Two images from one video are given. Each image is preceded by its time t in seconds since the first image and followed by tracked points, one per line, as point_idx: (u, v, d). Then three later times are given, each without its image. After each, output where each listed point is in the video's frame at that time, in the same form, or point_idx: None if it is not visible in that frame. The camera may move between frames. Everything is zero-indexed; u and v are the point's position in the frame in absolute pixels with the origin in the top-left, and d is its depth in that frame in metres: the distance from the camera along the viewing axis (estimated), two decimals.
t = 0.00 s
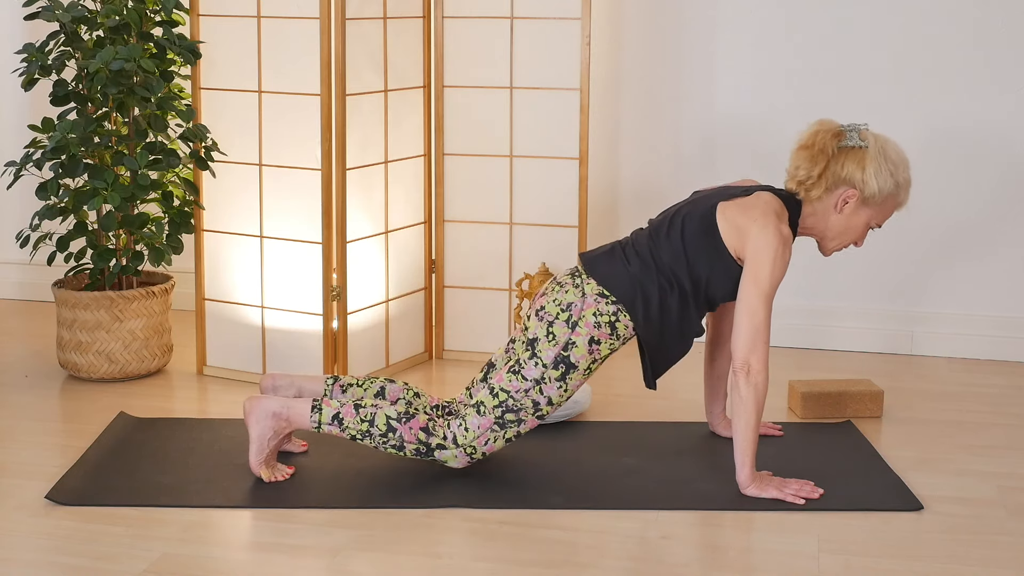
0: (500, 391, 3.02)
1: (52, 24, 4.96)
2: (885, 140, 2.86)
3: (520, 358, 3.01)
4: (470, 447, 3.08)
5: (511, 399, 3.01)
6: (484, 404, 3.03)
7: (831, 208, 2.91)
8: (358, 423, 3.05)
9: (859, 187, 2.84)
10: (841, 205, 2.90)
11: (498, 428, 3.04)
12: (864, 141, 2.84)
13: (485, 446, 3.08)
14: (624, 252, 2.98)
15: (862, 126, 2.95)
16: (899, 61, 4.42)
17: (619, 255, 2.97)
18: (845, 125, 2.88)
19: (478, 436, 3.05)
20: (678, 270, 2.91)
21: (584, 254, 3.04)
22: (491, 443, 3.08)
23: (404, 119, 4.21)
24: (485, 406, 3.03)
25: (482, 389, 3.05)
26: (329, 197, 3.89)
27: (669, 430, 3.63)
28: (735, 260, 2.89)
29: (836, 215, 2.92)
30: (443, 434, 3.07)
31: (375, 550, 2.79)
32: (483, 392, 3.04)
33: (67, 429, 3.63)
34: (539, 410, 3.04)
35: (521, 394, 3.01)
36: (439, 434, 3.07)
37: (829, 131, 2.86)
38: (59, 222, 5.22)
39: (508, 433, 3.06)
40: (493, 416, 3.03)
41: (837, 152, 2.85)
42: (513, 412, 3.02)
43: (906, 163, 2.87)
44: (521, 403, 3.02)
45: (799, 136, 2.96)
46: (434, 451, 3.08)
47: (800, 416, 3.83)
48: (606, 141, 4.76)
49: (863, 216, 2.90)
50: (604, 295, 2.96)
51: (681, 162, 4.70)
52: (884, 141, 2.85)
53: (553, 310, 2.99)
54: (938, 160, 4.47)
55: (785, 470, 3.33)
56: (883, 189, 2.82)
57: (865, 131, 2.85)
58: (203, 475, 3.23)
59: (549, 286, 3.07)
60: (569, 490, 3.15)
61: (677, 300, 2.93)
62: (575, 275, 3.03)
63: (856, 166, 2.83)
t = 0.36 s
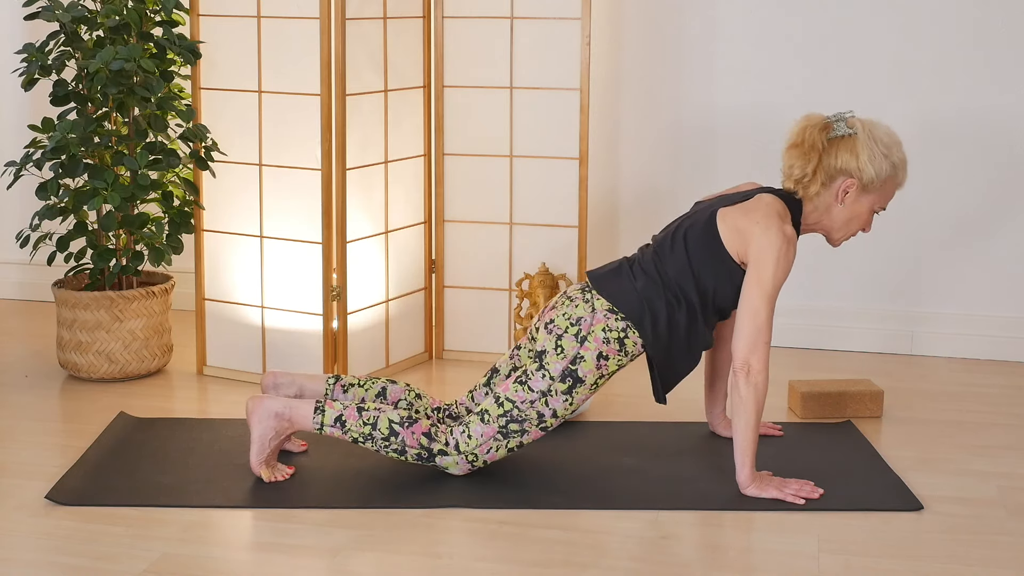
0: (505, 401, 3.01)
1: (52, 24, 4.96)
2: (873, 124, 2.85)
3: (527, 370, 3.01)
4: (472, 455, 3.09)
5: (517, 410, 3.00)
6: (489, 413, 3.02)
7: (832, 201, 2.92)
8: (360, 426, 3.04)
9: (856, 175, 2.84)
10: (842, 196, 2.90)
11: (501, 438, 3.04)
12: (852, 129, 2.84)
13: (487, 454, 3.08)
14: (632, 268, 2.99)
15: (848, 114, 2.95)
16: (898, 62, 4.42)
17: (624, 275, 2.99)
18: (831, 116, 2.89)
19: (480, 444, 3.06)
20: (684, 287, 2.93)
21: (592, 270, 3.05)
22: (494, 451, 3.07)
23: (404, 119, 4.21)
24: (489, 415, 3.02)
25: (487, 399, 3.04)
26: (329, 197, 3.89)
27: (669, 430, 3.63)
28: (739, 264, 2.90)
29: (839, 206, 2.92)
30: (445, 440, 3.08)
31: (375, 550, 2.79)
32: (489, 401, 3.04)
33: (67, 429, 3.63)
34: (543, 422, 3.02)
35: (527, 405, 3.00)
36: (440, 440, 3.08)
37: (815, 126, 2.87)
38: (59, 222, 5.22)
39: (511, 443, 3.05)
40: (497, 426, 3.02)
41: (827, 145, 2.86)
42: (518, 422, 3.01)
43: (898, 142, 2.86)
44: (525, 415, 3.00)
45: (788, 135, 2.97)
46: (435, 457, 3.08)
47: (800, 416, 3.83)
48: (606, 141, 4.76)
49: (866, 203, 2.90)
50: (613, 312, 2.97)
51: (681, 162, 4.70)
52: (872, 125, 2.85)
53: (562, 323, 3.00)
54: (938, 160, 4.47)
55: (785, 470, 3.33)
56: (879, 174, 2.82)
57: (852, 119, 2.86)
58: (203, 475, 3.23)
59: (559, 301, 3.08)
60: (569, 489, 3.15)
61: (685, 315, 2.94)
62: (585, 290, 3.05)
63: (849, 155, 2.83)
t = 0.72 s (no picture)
0: (512, 410, 3.02)
1: (52, 24, 4.96)
2: (853, 114, 2.87)
3: (539, 385, 3.01)
4: (470, 458, 3.09)
5: (522, 422, 3.01)
6: (494, 419, 3.03)
7: (829, 197, 2.92)
8: (359, 427, 3.05)
9: (848, 168, 2.85)
10: (838, 191, 2.90)
11: (503, 446, 3.05)
12: (834, 123, 2.86)
13: (486, 459, 3.09)
14: (648, 298, 3.01)
15: (824, 111, 2.98)
16: (898, 62, 4.42)
17: (636, 304, 3.00)
18: (810, 115, 2.91)
19: (481, 449, 3.06)
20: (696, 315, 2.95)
21: (608, 298, 3.06)
22: (493, 457, 3.09)
23: (404, 119, 4.20)
24: (494, 422, 3.03)
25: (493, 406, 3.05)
26: (329, 197, 3.89)
27: (669, 430, 3.63)
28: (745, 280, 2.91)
29: (837, 202, 2.92)
30: (445, 441, 3.08)
31: (375, 550, 2.79)
32: (495, 408, 3.04)
33: (67, 429, 3.63)
34: (547, 437, 3.04)
35: (533, 419, 3.01)
36: (440, 441, 3.08)
37: (797, 128, 2.88)
38: (59, 222, 5.22)
39: (512, 452, 3.07)
40: (500, 433, 3.03)
41: (813, 144, 2.87)
42: (521, 433, 3.03)
43: (882, 124, 2.87)
44: (531, 428, 3.02)
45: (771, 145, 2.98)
46: (434, 458, 3.08)
47: (800, 416, 3.83)
48: (606, 141, 4.76)
49: (864, 192, 2.90)
50: (629, 338, 2.98)
51: (681, 162, 4.70)
52: (851, 115, 2.86)
53: (577, 344, 3.00)
54: (938, 159, 4.47)
55: (785, 470, 3.33)
56: (869, 160, 2.82)
57: (830, 114, 2.88)
58: (203, 475, 3.23)
59: (575, 321, 3.08)
60: (569, 490, 3.15)
61: (698, 344, 2.96)
62: (602, 315, 3.05)
63: (836, 149, 2.84)
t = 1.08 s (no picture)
0: (523, 427, 3.05)
1: (52, 24, 4.96)
2: (820, 128, 2.90)
3: (556, 410, 3.04)
4: (471, 464, 3.11)
5: (531, 440, 3.05)
6: (504, 431, 3.07)
7: (816, 213, 2.94)
8: (358, 428, 3.03)
9: (826, 182, 2.87)
10: (824, 207, 2.92)
11: (506, 459, 3.09)
12: (802, 142, 2.89)
13: (486, 468, 3.12)
14: (663, 344, 3.07)
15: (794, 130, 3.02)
16: (898, 62, 4.42)
17: (652, 351, 3.06)
18: (779, 138, 2.95)
19: (483, 457, 3.09)
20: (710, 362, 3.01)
21: (625, 342, 3.14)
22: (493, 467, 3.12)
23: (404, 119, 4.20)
24: (503, 434, 3.07)
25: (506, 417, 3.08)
26: (329, 197, 3.89)
27: (668, 430, 3.63)
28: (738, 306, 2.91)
29: (825, 217, 2.94)
30: (445, 444, 3.08)
31: (375, 550, 2.79)
32: (507, 420, 3.07)
33: (67, 429, 3.63)
34: (550, 460, 3.09)
35: (542, 440, 3.05)
36: (440, 443, 3.08)
37: (768, 154, 2.93)
38: (59, 222, 5.22)
39: (512, 467, 3.12)
40: (506, 446, 3.07)
41: (786, 166, 2.91)
42: (526, 451, 3.07)
43: (851, 131, 2.89)
44: (537, 448, 3.06)
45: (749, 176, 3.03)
46: (433, 459, 3.09)
47: (800, 416, 3.83)
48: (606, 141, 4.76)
49: (849, 201, 2.91)
50: (647, 382, 3.04)
51: (681, 161, 4.70)
52: (818, 130, 2.90)
53: (596, 380, 3.05)
54: (939, 159, 4.47)
55: (785, 470, 3.33)
56: (843, 171, 2.84)
57: (798, 134, 2.92)
58: (203, 475, 3.23)
59: (594, 357, 3.13)
60: (569, 489, 3.15)
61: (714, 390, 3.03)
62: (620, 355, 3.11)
63: (810, 167, 2.88)
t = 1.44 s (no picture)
0: (531, 436, 3.06)
1: (52, 24, 4.96)
2: (811, 166, 2.91)
3: (566, 424, 3.04)
4: (472, 466, 3.11)
5: (537, 450, 3.06)
6: (510, 437, 3.07)
7: (823, 250, 2.92)
8: (360, 426, 3.03)
9: (827, 218, 2.86)
10: (830, 243, 2.90)
11: (509, 465, 3.10)
12: (795, 184, 2.90)
13: (488, 472, 3.12)
14: (677, 375, 3.07)
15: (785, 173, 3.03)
16: (898, 62, 4.43)
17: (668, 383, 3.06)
18: (772, 182, 2.96)
19: (487, 461, 3.09)
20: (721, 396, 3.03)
21: (640, 371, 3.13)
22: (494, 473, 3.12)
23: (404, 119, 4.20)
24: (509, 439, 3.07)
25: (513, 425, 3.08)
26: (329, 196, 3.89)
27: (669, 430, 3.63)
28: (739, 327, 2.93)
29: (833, 252, 2.92)
30: (448, 444, 3.09)
31: (375, 549, 2.79)
32: (514, 426, 3.08)
33: (67, 429, 3.63)
34: (553, 472, 3.10)
35: (548, 452, 3.06)
36: (443, 443, 3.08)
37: (764, 200, 2.94)
38: (59, 223, 5.22)
39: (514, 474, 3.12)
40: (511, 452, 3.07)
41: (785, 211, 2.91)
42: (530, 460, 3.08)
43: (842, 162, 2.89)
44: (542, 459, 3.07)
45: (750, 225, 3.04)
46: (435, 459, 3.09)
47: (800, 416, 3.83)
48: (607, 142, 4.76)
49: (854, 232, 2.89)
50: (660, 411, 3.05)
51: (681, 161, 4.70)
52: (809, 169, 2.91)
53: (610, 402, 3.05)
54: (939, 160, 4.47)
55: (785, 470, 3.33)
56: (841, 203, 2.84)
57: (790, 176, 2.93)
58: (203, 475, 3.23)
59: (609, 379, 3.14)
60: (569, 489, 3.15)
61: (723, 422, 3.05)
62: (633, 382, 3.12)
63: (808, 207, 2.88)
